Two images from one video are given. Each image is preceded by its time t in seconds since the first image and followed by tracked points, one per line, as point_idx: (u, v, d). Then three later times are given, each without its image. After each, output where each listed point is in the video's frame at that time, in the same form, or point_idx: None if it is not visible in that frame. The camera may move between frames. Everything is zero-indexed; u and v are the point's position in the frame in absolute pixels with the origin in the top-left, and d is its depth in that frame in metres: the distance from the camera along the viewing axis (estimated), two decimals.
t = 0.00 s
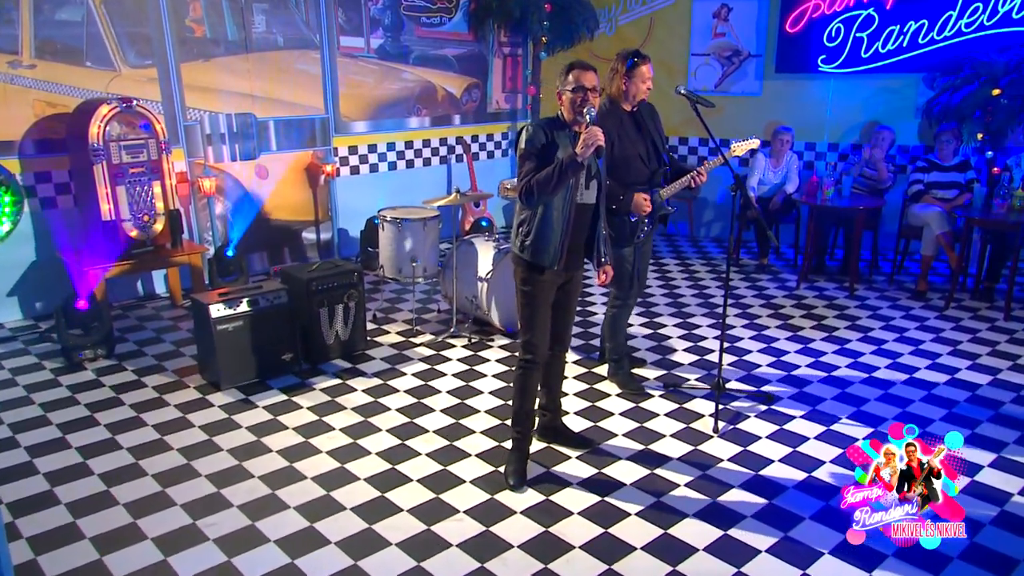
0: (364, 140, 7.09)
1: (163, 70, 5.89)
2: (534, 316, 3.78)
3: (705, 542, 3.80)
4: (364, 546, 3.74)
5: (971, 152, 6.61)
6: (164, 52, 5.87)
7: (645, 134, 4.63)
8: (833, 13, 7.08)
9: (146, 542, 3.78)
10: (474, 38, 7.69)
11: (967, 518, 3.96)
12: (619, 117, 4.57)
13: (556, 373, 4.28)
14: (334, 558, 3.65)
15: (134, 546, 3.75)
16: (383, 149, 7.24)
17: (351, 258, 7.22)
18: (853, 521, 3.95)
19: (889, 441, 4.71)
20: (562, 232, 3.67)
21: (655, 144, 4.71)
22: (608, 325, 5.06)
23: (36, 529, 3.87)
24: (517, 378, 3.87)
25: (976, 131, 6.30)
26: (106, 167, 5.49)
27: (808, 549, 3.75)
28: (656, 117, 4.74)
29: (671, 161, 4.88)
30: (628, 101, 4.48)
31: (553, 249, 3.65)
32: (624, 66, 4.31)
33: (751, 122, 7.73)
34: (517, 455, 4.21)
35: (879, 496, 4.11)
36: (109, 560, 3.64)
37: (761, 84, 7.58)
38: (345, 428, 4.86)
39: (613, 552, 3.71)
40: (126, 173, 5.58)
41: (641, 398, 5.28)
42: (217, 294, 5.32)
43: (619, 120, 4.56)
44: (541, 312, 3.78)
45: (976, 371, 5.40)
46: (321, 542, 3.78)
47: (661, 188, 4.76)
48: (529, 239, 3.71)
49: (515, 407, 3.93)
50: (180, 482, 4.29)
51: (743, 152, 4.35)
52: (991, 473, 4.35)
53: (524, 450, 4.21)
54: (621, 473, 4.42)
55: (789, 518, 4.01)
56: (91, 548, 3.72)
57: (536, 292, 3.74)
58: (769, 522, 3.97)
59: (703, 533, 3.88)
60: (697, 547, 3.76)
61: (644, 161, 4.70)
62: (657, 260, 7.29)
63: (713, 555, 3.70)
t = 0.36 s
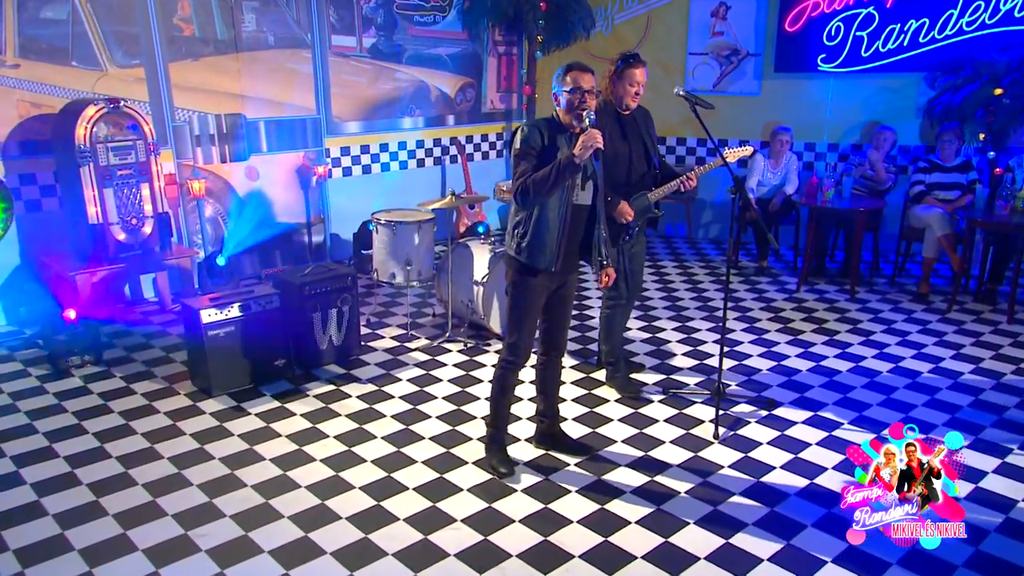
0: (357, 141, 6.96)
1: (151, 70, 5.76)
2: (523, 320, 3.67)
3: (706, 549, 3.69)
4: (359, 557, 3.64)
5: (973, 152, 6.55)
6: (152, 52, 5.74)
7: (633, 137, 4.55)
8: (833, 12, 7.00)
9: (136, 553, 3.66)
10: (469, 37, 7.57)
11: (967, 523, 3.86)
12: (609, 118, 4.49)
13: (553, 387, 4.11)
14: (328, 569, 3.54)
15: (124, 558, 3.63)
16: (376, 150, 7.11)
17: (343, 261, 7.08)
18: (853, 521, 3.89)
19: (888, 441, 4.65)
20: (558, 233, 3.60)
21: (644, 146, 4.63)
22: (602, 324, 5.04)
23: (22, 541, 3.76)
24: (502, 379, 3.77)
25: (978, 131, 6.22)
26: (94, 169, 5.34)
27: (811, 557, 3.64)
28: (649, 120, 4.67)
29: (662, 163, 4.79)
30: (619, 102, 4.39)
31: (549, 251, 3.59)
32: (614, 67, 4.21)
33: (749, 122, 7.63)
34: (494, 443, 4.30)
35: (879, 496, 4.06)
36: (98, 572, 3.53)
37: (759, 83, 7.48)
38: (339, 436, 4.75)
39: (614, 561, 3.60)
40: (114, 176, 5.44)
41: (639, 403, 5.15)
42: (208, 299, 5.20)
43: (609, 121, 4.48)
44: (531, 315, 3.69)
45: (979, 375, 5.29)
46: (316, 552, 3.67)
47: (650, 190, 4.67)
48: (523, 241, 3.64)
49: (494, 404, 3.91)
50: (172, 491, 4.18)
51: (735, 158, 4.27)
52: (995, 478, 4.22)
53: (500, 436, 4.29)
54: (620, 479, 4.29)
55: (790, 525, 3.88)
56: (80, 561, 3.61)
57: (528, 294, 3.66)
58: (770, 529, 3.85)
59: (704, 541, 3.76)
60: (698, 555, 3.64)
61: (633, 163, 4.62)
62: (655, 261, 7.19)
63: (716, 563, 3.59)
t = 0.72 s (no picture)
0: (353, 141, 6.80)
1: (143, 69, 5.62)
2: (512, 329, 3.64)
3: (709, 559, 3.56)
4: (356, 568, 3.54)
5: (983, 152, 6.45)
6: (144, 50, 5.60)
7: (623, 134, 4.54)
8: (839, 9, 6.88)
9: (128, 565, 3.56)
10: (467, 35, 7.40)
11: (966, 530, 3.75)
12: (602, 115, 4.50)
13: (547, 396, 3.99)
14: None
15: (115, 569, 3.53)
16: (372, 150, 6.96)
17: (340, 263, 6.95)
18: (852, 522, 3.80)
19: (888, 441, 4.52)
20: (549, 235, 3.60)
21: (633, 146, 4.62)
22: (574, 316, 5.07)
23: (10, 552, 3.65)
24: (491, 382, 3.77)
25: (988, 130, 6.09)
26: (84, 170, 5.22)
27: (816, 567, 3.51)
28: (643, 120, 4.66)
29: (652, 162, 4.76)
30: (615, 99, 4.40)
31: (540, 253, 3.58)
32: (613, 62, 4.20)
33: (754, 122, 7.50)
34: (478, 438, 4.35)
35: (879, 496, 3.93)
36: None
37: (764, 82, 7.35)
38: (336, 443, 4.64)
39: (617, 572, 3.49)
40: (106, 177, 5.33)
41: (641, 409, 4.92)
42: (202, 303, 5.08)
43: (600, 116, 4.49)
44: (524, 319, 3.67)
45: (989, 382, 5.14)
46: (311, 563, 3.57)
47: (636, 190, 4.65)
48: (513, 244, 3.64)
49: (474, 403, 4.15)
50: (164, 500, 4.06)
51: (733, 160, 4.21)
52: (1004, 486, 4.08)
53: (483, 436, 4.36)
54: (621, 486, 4.15)
55: (795, 535, 3.74)
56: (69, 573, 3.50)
57: (520, 300, 3.63)
58: (773, 539, 3.71)
59: (707, 550, 3.63)
60: (700, 565, 3.52)
61: (620, 161, 4.61)
62: (657, 262, 7.07)
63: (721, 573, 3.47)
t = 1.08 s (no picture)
0: (346, 141, 6.67)
1: (129, 68, 5.47)
2: (489, 331, 3.63)
3: (707, 570, 3.42)
4: None
5: (988, 152, 6.33)
6: (130, 49, 5.45)
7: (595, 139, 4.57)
8: (841, 7, 6.76)
9: None
10: (462, 33, 7.29)
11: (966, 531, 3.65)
12: (570, 117, 4.55)
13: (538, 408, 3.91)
14: None
15: None
16: (364, 150, 6.83)
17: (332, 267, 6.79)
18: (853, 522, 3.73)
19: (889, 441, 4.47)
20: (520, 239, 3.54)
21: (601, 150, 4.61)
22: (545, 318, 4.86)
23: None
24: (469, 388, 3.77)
25: (993, 130, 5.97)
26: (68, 172, 5.07)
27: None
28: (615, 125, 4.68)
29: (624, 167, 4.77)
30: (583, 101, 4.48)
31: (511, 260, 3.53)
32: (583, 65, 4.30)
33: (754, 122, 7.37)
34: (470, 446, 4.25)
35: (879, 496, 3.88)
36: None
37: (764, 81, 7.22)
38: (327, 451, 4.51)
39: None
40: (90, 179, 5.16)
41: (637, 416, 4.75)
42: (189, 307, 4.94)
43: (569, 118, 4.55)
44: (499, 324, 3.64)
45: (994, 388, 4.98)
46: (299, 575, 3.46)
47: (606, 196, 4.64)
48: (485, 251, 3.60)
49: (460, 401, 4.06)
50: (149, 511, 3.94)
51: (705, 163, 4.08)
52: (1009, 495, 3.92)
53: (473, 438, 4.27)
54: (617, 494, 4.00)
55: (794, 544, 3.58)
56: None
57: (494, 305, 3.60)
58: (773, 549, 3.56)
59: (706, 561, 3.48)
60: None
61: (589, 165, 4.62)
62: (654, 264, 6.95)
63: None
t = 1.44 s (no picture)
0: (337, 141, 6.47)
1: (114, 66, 5.34)
2: (467, 340, 3.62)
3: None
4: None
5: (993, 152, 6.21)
6: (115, 46, 5.32)
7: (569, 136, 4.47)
8: (844, 3, 6.61)
9: None
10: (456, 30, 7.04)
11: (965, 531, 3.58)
12: (538, 119, 4.43)
13: (528, 414, 3.92)
14: None
15: None
16: (356, 150, 6.62)
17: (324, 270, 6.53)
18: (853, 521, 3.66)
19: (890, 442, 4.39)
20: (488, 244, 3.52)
21: (572, 146, 4.53)
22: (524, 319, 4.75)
23: None
24: (452, 389, 3.80)
25: (999, 129, 5.85)
26: (50, 172, 4.92)
27: None
28: (585, 120, 4.54)
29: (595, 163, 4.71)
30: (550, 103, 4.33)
31: (478, 263, 3.52)
32: (546, 68, 4.15)
33: (755, 121, 7.21)
34: (461, 454, 4.11)
35: (879, 496, 3.82)
36: None
37: (765, 79, 7.05)
38: (315, 459, 4.37)
39: None
40: (72, 180, 5.00)
41: (634, 422, 4.57)
42: (175, 312, 4.78)
43: (538, 121, 4.42)
44: (474, 329, 3.62)
45: (999, 394, 4.82)
46: None
47: (577, 193, 4.58)
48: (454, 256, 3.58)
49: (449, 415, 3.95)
50: (131, 522, 3.82)
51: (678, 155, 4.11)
52: (1014, 505, 3.77)
53: (467, 447, 4.10)
54: (612, 503, 3.85)
55: (794, 555, 3.44)
56: None
57: (468, 310, 3.58)
58: (773, 560, 3.41)
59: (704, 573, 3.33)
60: None
61: (559, 163, 4.54)
62: (652, 266, 6.81)
63: None
